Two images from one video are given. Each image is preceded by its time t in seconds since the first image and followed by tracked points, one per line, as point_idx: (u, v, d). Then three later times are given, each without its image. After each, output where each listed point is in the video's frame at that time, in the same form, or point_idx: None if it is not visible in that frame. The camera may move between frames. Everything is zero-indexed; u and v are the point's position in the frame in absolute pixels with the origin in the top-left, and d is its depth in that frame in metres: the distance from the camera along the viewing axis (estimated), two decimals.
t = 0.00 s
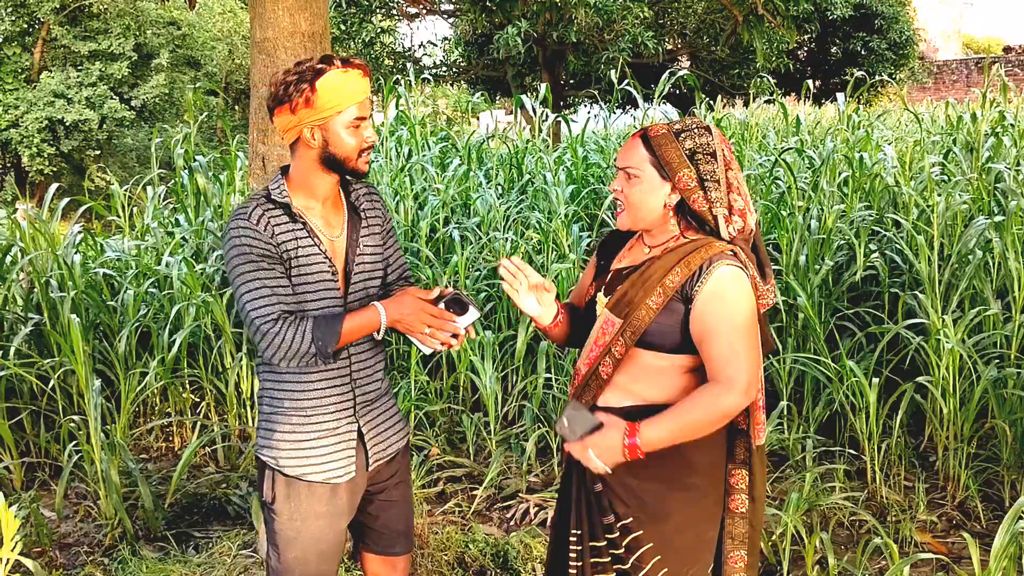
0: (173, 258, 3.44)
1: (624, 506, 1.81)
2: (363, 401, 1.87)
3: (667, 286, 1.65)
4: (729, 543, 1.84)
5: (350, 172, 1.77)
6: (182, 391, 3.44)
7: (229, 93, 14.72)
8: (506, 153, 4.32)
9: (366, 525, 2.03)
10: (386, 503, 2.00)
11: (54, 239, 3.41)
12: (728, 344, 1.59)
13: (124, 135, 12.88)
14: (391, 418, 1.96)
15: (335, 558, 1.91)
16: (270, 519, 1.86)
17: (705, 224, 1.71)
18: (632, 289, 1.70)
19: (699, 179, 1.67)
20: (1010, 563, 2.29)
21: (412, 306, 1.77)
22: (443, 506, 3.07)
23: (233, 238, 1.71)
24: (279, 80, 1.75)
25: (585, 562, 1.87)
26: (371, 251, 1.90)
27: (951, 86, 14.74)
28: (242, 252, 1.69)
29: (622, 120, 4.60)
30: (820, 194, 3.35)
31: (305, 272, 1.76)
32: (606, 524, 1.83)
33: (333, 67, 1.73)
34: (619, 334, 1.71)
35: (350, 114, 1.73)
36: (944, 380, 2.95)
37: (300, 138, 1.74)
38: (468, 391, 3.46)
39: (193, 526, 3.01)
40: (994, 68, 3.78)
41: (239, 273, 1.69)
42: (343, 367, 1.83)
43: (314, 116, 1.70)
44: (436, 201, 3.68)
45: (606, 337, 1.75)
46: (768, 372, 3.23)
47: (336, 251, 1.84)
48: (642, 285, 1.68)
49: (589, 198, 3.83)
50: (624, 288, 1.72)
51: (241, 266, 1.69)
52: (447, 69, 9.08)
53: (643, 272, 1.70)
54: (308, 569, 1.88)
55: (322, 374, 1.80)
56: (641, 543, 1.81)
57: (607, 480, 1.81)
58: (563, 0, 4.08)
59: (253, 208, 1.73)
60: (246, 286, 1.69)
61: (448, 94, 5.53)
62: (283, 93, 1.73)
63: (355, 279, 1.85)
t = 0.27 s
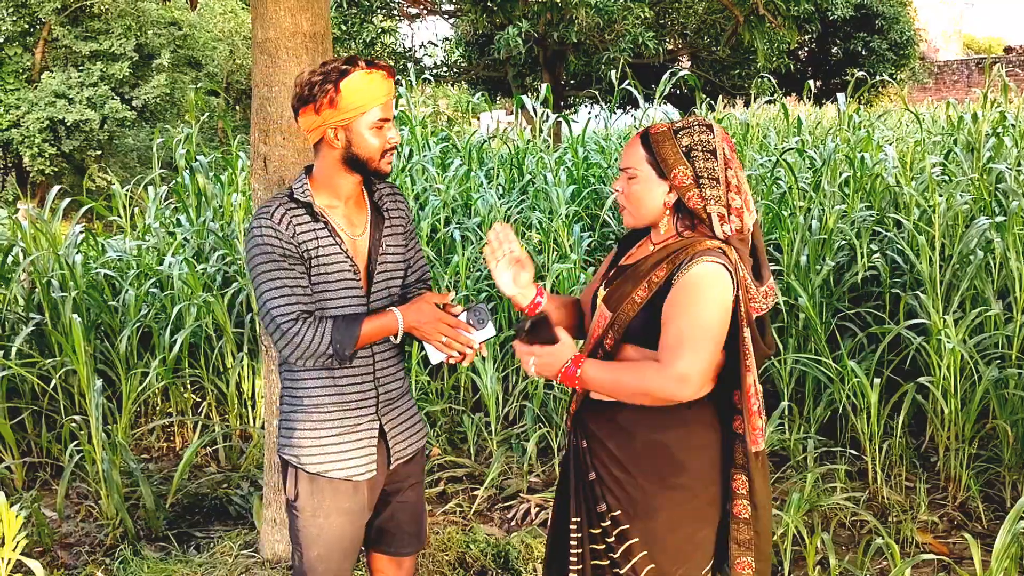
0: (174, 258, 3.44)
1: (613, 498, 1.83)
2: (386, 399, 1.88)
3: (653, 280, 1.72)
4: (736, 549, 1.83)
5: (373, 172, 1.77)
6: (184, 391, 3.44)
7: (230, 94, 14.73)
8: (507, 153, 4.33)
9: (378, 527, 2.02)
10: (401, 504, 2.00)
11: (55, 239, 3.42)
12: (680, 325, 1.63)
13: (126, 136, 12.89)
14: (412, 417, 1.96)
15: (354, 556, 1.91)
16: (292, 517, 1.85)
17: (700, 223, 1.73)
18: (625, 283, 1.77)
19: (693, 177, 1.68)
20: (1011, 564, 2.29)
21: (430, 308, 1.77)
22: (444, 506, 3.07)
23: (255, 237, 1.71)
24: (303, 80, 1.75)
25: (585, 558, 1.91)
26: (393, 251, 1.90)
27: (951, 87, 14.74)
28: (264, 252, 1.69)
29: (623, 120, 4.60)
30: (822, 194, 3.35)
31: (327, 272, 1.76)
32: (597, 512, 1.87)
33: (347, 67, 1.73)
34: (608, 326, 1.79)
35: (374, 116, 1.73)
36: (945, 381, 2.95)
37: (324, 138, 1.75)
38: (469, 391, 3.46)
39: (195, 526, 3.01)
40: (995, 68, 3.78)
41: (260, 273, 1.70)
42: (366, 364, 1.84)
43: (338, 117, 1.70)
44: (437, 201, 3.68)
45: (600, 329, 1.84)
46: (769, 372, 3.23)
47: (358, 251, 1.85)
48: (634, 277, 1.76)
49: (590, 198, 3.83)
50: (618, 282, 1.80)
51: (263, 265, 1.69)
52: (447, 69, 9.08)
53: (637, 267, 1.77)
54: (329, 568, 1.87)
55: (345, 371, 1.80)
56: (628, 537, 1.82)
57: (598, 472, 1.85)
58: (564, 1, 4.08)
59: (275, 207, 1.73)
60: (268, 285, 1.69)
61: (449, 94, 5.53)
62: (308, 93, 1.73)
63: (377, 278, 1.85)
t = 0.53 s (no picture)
0: (176, 259, 3.44)
1: (596, 493, 1.89)
2: (395, 400, 1.88)
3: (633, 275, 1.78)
4: (733, 555, 1.88)
5: (389, 172, 1.76)
6: (185, 391, 3.44)
7: (232, 94, 14.74)
8: (508, 154, 4.32)
9: (382, 528, 2.01)
10: (406, 505, 1.99)
11: (56, 239, 3.42)
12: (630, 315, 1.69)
13: (127, 137, 12.90)
14: (420, 417, 1.96)
15: (362, 556, 1.91)
16: (302, 516, 1.85)
17: (686, 223, 1.78)
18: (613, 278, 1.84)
19: (674, 180, 1.73)
20: (1014, 565, 2.28)
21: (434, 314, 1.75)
22: (446, 507, 3.07)
23: (267, 234, 1.70)
24: (323, 77, 1.74)
25: (568, 559, 1.95)
26: (405, 252, 1.90)
27: (953, 88, 14.73)
28: (276, 249, 1.68)
29: (624, 121, 4.60)
30: (823, 195, 3.35)
31: (338, 270, 1.75)
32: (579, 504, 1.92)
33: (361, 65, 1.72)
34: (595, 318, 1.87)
35: (393, 115, 1.73)
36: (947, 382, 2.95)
37: (344, 135, 1.73)
38: (470, 391, 3.46)
39: (196, 527, 3.00)
40: (997, 69, 3.78)
41: (270, 269, 1.69)
42: (376, 365, 1.83)
43: (360, 113, 1.69)
44: (439, 202, 3.68)
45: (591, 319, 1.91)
46: (771, 373, 3.23)
47: (369, 250, 1.84)
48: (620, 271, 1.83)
49: (592, 199, 3.83)
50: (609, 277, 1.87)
51: (273, 263, 1.68)
52: (449, 70, 9.07)
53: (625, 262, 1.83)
54: (337, 567, 1.87)
55: (355, 371, 1.80)
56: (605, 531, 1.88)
57: (583, 465, 1.92)
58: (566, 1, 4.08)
59: (289, 204, 1.72)
60: (277, 282, 1.68)
61: (450, 95, 5.53)
62: (329, 89, 1.72)
63: (388, 278, 1.85)
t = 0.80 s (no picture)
0: (178, 260, 3.44)
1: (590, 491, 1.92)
2: (400, 403, 1.88)
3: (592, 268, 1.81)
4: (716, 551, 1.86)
5: (400, 173, 1.76)
6: (187, 392, 3.44)
7: (234, 95, 14.75)
8: (511, 154, 4.32)
9: (386, 531, 2.01)
10: (409, 508, 1.99)
11: (59, 240, 3.42)
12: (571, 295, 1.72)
13: (129, 138, 12.91)
14: (424, 420, 1.96)
15: (365, 559, 1.91)
16: (304, 519, 1.85)
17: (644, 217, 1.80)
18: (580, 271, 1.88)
19: (640, 173, 1.77)
20: (1018, 567, 2.28)
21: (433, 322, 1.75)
22: (448, 509, 3.07)
23: (273, 235, 1.70)
24: (336, 76, 1.74)
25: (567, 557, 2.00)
26: (410, 254, 1.90)
27: (955, 88, 14.72)
28: (281, 250, 1.68)
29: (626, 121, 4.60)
30: (826, 196, 3.34)
31: (344, 272, 1.75)
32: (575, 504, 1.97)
33: (373, 66, 1.73)
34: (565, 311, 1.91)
35: (406, 116, 1.73)
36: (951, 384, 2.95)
37: (357, 134, 1.73)
38: (473, 392, 3.46)
39: (198, 528, 3.00)
40: (1000, 70, 3.77)
41: (274, 270, 1.68)
42: (383, 367, 1.83)
43: (376, 113, 1.69)
44: (441, 203, 3.68)
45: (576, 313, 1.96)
46: (774, 375, 3.23)
47: (376, 251, 1.84)
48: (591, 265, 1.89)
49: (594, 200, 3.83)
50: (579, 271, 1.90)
51: (277, 264, 1.68)
52: (451, 71, 9.07)
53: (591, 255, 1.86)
54: (341, 570, 1.87)
55: (361, 373, 1.80)
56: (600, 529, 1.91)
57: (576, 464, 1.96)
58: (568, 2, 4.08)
59: (295, 205, 1.72)
60: (281, 283, 1.68)
61: (452, 96, 5.53)
62: (343, 88, 1.71)
63: (393, 280, 1.85)
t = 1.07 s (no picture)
0: (181, 260, 3.45)
1: (589, 486, 1.92)
2: (403, 405, 1.88)
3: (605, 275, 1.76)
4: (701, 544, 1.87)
5: (405, 173, 1.76)
6: (191, 392, 3.44)
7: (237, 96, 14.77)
8: (514, 155, 4.32)
9: (389, 533, 2.01)
10: (413, 511, 1.99)
11: (63, 241, 3.43)
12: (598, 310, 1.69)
13: (132, 138, 12.92)
14: (427, 421, 1.96)
15: (369, 561, 1.91)
16: (307, 521, 1.85)
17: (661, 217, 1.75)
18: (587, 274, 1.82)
19: (660, 173, 1.70)
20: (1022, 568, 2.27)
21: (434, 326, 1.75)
22: (451, 509, 3.07)
23: (276, 234, 1.70)
24: (343, 75, 1.73)
25: (564, 551, 2.01)
26: (413, 254, 1.90)
27: (958, 89, 14.70)
28: (284, 250, 1.68)
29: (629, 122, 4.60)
30: (829, 197, 3.34)
31: (347, 272, 1.75)
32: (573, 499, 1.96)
33: (380, 65, 1.72)
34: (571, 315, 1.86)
35: (413, 116, 1.73)
36: (954, 384, 2.95)
37: (363, 133, 1.73)
38: (475, 393, 3.46)
39: (201, 528, 3.00)
40: (1003, 70, 3.77)
41: (277, 270, 1.69)
42: (386, 369, 1.83)
43: (383, 112, 1.69)
44: (444, 203, 3.68)
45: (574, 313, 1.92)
46: (778, 375, 3.22)
47: (380, 251, 1.84)
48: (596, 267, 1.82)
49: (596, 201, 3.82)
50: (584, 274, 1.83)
51: (280, 264, 1.68)
52: (454, 71, 9.08)
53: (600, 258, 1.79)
54: (344, 572, 1.88)
55: (364, 375, 1.80)
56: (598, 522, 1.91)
57: (574, 459, 1.95)
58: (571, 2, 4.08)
59: (299, 204, 1.72)
60: (283, 284, 1.68)
61: (455, 96, 5.54)
62: (350, 86, 1.71)
63: (396, 280, 1.85)
